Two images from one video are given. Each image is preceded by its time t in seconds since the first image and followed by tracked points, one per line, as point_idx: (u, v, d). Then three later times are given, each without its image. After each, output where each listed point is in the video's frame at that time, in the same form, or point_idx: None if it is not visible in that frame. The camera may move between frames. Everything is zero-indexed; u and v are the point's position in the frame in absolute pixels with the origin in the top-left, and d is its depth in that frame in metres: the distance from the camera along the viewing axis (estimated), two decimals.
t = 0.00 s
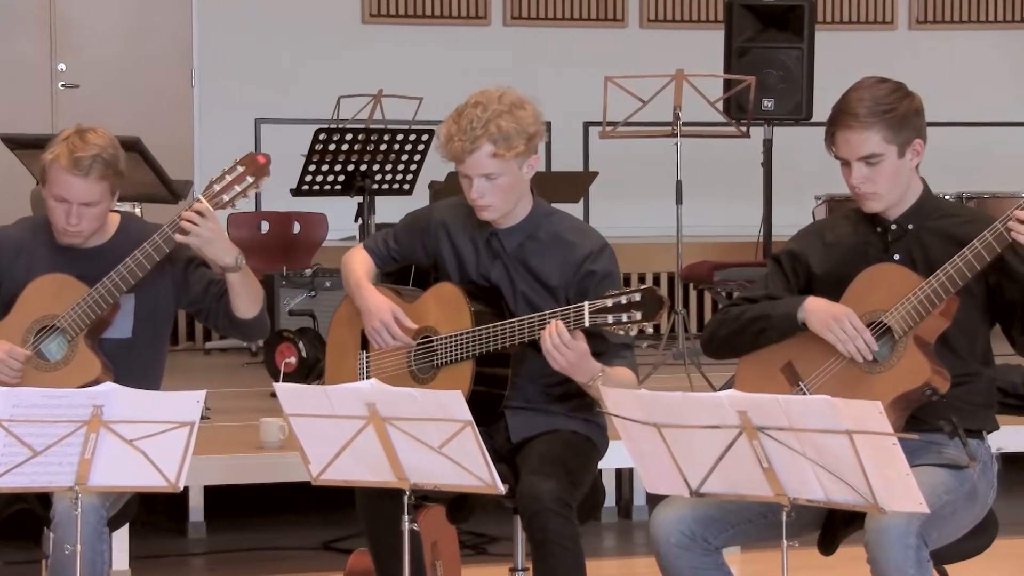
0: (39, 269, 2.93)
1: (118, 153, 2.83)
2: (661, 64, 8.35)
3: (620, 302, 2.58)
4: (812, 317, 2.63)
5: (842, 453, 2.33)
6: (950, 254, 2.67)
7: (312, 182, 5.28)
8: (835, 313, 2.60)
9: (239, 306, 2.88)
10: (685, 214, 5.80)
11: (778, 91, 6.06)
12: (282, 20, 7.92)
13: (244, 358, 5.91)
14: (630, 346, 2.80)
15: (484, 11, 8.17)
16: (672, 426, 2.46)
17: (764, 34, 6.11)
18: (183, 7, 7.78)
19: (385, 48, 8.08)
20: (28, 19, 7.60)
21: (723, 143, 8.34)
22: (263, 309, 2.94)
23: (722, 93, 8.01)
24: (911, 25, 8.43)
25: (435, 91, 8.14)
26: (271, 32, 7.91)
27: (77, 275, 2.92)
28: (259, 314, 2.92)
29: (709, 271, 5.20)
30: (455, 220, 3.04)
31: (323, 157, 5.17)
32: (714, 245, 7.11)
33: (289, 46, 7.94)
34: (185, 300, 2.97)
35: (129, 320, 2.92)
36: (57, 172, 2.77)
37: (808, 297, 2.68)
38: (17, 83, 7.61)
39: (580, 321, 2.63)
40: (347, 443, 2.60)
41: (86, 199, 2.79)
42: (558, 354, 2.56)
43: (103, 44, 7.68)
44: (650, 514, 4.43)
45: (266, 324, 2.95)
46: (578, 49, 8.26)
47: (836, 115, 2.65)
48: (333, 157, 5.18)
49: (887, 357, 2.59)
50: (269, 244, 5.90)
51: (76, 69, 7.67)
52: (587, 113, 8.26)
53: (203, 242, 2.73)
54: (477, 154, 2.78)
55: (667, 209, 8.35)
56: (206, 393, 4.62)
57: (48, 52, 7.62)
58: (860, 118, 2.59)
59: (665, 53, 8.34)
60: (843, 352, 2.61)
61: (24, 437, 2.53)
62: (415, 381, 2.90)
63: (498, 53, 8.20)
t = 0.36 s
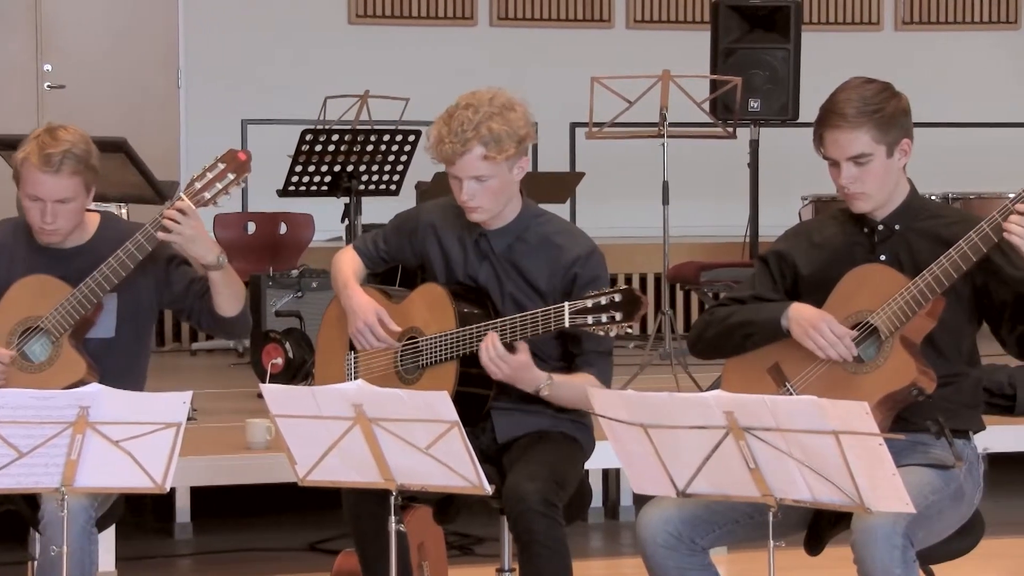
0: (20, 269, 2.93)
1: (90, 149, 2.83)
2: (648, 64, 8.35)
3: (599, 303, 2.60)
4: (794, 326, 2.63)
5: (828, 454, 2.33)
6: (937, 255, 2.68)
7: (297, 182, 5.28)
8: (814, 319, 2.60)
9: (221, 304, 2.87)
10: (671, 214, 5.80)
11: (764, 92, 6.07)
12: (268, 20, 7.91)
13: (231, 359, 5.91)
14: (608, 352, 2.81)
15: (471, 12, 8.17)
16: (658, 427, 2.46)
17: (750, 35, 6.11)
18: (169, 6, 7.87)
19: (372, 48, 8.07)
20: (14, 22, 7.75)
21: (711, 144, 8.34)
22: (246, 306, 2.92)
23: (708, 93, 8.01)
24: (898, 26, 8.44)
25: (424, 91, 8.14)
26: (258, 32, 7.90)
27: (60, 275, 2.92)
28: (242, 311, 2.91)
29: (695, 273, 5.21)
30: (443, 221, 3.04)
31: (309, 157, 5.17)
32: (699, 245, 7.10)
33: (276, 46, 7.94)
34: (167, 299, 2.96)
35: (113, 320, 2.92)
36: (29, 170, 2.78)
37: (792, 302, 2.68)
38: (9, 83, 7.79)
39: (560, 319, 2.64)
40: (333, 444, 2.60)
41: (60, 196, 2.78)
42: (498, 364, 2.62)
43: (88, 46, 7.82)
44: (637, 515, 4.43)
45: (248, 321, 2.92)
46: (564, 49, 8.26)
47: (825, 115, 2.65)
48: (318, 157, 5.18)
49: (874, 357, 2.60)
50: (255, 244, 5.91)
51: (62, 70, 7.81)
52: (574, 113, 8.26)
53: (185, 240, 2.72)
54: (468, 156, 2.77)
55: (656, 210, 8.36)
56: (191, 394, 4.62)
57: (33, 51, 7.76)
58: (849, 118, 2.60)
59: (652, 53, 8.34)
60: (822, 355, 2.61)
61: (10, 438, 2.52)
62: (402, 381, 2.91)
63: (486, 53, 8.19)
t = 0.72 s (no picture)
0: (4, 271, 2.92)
1: (76, 149, 2.83)
2: (636, 64, 8.35)
3: (589, 305, 2.60)
4: (782, 325, 2.64)
5: (817, 454, 2.33)
6: (925, 256, 2.68)
7: (286, 183, 5.27)
8: (803, 318, 2.60)
9: (206, 301, 2.88)
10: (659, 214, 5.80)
11: (752, 93, 6.08)
12: (256, 20, 7.90)
13: (219, 360, 5.90)
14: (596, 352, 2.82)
15: (459, 11, 8.16)
16: (646, 428, 2.46)
17: (739, 36, 6.12)
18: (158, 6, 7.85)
19: (361, 48, 8.06)
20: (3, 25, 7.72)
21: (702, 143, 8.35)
22: (230, 303, 2.93)
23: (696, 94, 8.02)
24: (885, 26, 8.46)
25: (414, 91, 8.13)
26: (246, 32, 7.89)
27: (45, 275, 2.92)
28: (227, 308, 2.91)
29: (684, 273, 5.21)
30: (431, 222, 3.04)
31: (297, 158, 5.16)
32: (688, 245, 7.09)
33: (265, 46, 7.93)
34: (151, 298, 2.97)
35: (98, 319, 2.92)
36: (14, 171, 2.77)
37: (780, 302, 2.68)
38: None
39: (550, 321, 2.64)
40: (322, 445, 2.60)
41: (45, 196, 2.78)
42: (469, 367, 2.64)
43: (77, 47, 7.80)
44: (626, 515, 4.44)
45: (234, 318, 2.94)
46: (553, 49, 8.26)
47: (815, 111, 2.65)
48: (307, 157, 5.18)
49: (862, 357, 2.61)
50: (244, 244, 5.91)
51: (51, 70, 7.78)
52: (563, 114, 8.26)
53: (170, 238, 2.72)
54: (462, 157, 2.77)
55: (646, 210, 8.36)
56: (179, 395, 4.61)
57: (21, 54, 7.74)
58: (839, 115, 2.60)
59: (640, 53, 8.34)
60: (810, 355, 2.61)
61: None
62: (390, 381, 2.91)
63: (474, 53, 8.19)
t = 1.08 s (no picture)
0: None
1: (71, 150, 2.83)
2: (626, 64, 8.35)
3: (579, 305, 2.59)
4: (773, 326, 2.63)
5: (807, 453, 2.33)
6: (914, 255, 2.68)
7: (276, 183, 5.26)
8: (793, 318, 2.60)
9: (197, 301, 2.88)
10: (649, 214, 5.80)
11: (742, 93, 6.09)
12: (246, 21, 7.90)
13: (209, 361, 5.90)
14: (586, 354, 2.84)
15: (449, 12, 8.17)
16: (636, 428, 2.45)
17: (729, 36, 6.12)
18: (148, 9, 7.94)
19: (350, 49, 8.06)
20: None
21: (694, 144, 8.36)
22: (222, 302, 2.94)
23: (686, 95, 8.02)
24: (875, 27, 8.47)
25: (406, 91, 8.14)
26: (237, 34, 7.89)
27: (36, 276, 2.91)
28: (219, 308, 2.93)
29: (674, 273, 5.22)
30: (421, 223, 3.04)
31: (287, 159, 5.16)
32: (679, 246, 7.09)
33: (256, 47, 7.93)
34: (143, 298, 2.97)
35: (88, 320, 2.91)
36: (9, 170, 2.77)
37: (770, 303, 2.68)
38: None
39: (541, 320, 2.65)
40: (311, 445, 2.59)
41: (40, 197, 2.78)
42: (497, 357, 2.58)
43: (66, 48, 7.88)
44: (616, 515, 4.44)
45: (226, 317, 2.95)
46: (543, 50, 8.26)
47: (804, 112, 2.65)
48: (297, 158, 5.18)
49: (851, 357, 2.61)
50: (234, 245, 5.92)
51: (40, 71, 7.86)
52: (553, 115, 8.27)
53: (161, 237, 2.72)
54: (472, 159, 2.75)
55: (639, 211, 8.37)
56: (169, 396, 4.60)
57: (10, 55, 7.82)
58: (827, 116, 2.60)
59: (630, 54, 8.35)
60: (801, 355, 2.61)
61: None
62: (381, 382, 2.91)
63: (466, 54, 8.19)
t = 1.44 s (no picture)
0: None
1: (68, 153, 2.83)
2: (618, 64, 8.35)
3: (571, 307, 2.58)
4: (765, 326, 2.64)
5: (798, 454, 2.33)
6: (905, 256, 2.69)
7: (268, 184, 5.26)
8: (785, 319, 2.60)
9: (197, 296, 2.90)
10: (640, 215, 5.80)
11: (734, 94, 6.09)
12: (238, 21, 7.89)
13: (200, 361, 5.90)
14: (572, 356, 2.85)
15: (441, 13, 8.16)
16: (627, 428, 2.45)
17: (720, 36, 6.12)
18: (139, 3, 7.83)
19: (341, 49, 8.06)
20: None
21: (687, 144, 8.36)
22: (219, 299, 2.96)
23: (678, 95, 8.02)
24: (866, 27, 8.47)
25: (399, 91, 8.13)
26: (229, 34, 7.88)
27: (30, 276, 2.91)
28: (216, 305, 2.95)
29: (665, 274, 5.22)
30: (414, 224, 3.04)
31: (279, 159, 5.15)
32: (670, 247, 7.09)
33: (248, 47, 7.93)
34: (138, 297, 2.98)
35: (82, 320, 2.91)
36: (6, 172, 2.76)
37: (762, 303, 2.69)
38: None
39: (532, 322, 2.61)
40: (303, 446, 2.59)
41: (37, 199, 2.78)
42: (506, 351, 2.58)
43: (57, 47, 7.79)
44: (607, 515, 4.44)
45: (222, 314, 2.96)
46: (536, 51, 8.26)
47: (795, 113, 2.65)
48: (288, 158, 5.17)
49: (842, 358, 2.60)
50: (226, 245, 5.87)
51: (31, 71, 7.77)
52: (545, 116, 8.26)
53: (162, 235, 2.72)
54: (458, 164, 2.75)
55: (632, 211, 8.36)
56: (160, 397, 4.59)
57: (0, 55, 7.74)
58: (818, 117, 2.60)
59: (622, 54, 8.34)
60: (792, 355, 2.62)
61: None
62: (374, 382, 2.91)
63: (458, 54, 8.19)
